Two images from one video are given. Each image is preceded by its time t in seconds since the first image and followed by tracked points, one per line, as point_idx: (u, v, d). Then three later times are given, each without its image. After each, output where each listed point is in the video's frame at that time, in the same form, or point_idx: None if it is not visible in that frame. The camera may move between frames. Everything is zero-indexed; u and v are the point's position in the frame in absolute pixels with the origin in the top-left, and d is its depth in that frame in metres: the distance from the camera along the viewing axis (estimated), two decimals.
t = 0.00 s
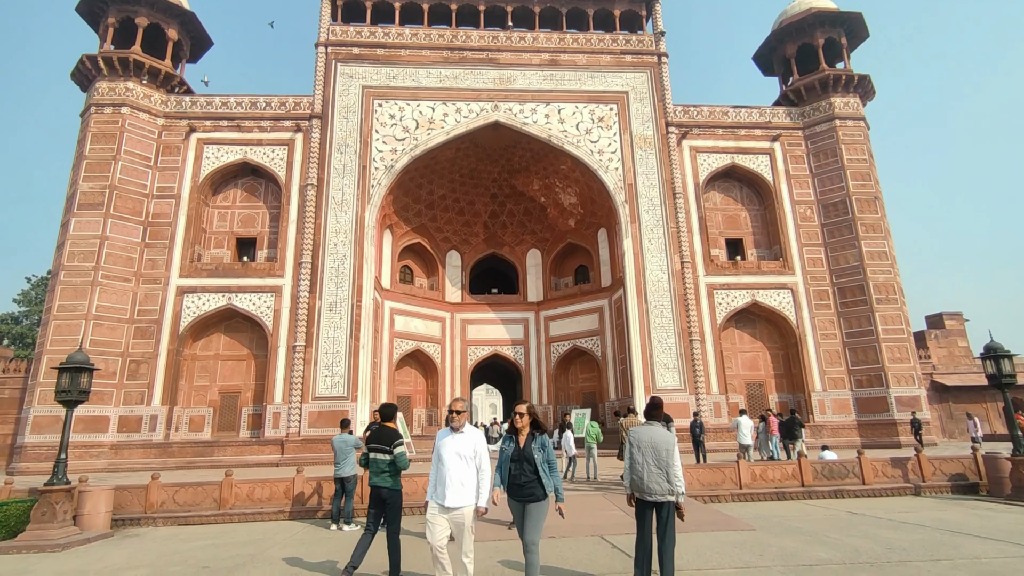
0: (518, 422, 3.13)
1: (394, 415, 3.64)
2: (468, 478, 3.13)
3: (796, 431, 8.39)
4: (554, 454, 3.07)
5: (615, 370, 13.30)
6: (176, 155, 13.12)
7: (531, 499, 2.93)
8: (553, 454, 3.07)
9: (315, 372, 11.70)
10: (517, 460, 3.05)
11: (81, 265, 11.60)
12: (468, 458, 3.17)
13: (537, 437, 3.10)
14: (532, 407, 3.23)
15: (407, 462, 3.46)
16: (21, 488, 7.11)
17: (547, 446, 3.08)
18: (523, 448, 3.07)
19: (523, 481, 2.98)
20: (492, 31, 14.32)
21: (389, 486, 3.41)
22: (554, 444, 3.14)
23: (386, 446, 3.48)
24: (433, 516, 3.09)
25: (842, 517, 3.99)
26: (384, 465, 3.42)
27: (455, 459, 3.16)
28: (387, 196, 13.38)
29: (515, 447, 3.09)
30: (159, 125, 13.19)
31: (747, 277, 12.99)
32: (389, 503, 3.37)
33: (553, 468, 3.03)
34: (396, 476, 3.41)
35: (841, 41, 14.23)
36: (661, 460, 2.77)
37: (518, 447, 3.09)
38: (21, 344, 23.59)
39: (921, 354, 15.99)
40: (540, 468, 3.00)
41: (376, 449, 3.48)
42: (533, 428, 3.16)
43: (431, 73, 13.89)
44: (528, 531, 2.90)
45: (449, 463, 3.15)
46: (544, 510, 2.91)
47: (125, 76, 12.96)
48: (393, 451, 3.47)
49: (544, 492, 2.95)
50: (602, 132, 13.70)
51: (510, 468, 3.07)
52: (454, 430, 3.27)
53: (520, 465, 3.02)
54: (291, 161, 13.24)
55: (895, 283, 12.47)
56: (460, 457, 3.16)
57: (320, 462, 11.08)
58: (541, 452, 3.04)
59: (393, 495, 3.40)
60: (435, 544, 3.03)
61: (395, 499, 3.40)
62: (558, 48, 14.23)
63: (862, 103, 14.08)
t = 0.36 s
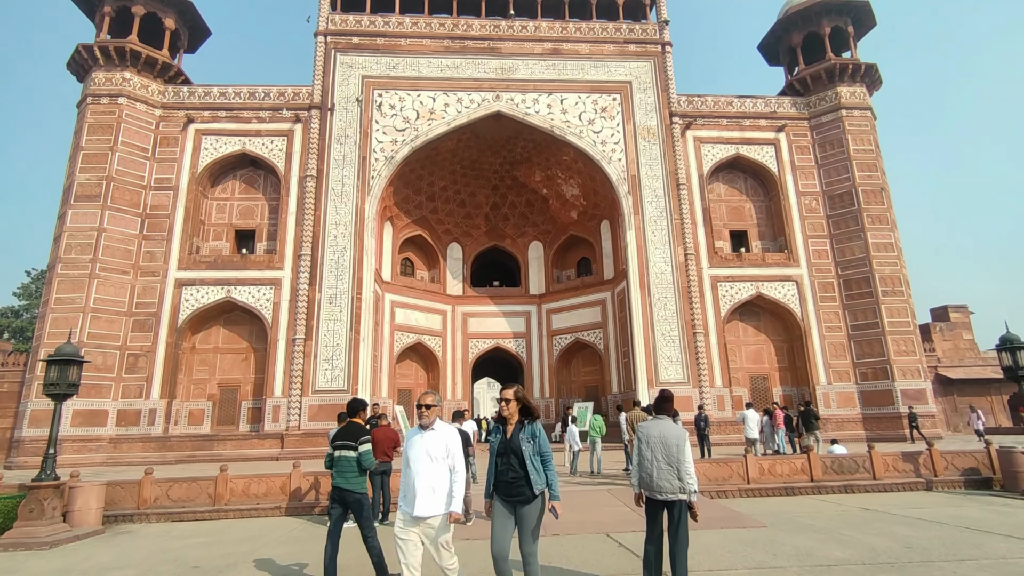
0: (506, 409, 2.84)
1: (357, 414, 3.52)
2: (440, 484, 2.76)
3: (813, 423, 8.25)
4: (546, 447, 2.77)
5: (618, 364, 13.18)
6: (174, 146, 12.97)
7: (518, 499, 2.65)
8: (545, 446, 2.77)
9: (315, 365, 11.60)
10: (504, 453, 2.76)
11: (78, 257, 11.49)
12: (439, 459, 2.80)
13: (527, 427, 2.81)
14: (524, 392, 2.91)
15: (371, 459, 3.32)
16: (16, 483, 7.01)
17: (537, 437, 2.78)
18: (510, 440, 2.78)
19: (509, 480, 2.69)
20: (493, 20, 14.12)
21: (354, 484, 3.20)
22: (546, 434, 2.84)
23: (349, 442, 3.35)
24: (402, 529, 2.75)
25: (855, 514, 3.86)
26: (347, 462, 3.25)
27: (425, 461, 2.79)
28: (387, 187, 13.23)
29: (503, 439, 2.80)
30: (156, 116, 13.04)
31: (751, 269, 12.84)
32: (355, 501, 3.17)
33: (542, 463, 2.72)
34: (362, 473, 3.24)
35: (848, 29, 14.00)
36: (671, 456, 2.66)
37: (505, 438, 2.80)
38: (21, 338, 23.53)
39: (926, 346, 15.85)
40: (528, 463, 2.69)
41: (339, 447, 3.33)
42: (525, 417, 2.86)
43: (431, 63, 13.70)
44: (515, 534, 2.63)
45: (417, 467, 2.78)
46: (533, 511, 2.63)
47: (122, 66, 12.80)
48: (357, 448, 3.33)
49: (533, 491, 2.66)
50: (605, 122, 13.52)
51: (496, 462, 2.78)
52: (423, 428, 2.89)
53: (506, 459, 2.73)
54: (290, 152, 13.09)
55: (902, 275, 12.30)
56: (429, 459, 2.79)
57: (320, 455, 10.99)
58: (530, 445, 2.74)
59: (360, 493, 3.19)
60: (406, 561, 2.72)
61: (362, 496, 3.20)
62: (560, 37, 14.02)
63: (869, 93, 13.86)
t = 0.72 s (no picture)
0: (468, 406, 2.34)
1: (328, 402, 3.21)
2: (402, 488, 2.42)
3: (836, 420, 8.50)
4: (518, 451, 2.26)
5: (624, 360, 13.04)
6: (176, 141, 12.89)
7: (482, 517, 2.19)
8: (516, 450, 2.26)
9: (318, 361, 11.51)
10: (467, 459, 2.29)
11: (80, 253, 11.42)
12: (401, 464, 2.46)
13: (495, 427, 2.32)
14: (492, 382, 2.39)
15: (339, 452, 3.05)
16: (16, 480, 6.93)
17: (507, 440, 2.28)
18: (475, 444, 2.30)
19: (472, 493, 2.22)
20: (496, 12, 13.95)
21: (322, 482, 3.01)
22: (520, 433, 2.33)
23: (316, 437, 3.10)
24: (359, 541, 2.44)
25: (872, 513, 3.71)
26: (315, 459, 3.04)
27: (384, 466, 2.44)
28: (390, 182, 13.11)
29: (467, 442, 2.33)
30: (158, 111, 12.96)
31: (759, 263, 12.65)
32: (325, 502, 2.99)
33: (510, 471, 2.22)
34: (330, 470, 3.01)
35: (858, 19, 13.76)
36: (679, 454, 2.52)
37: (470, 441, 2.33)
38: (28, 336, 23.58)
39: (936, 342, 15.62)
40: (493, 472, 2.21)
41: (306, 443, 3.10)
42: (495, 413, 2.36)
43: (434, 56, 13.55)
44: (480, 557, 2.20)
45: (374, 472, 2.43)
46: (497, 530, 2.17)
47: (123, 61, 12.71)
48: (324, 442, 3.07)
49: (500, 506, 2.19)
50: (610, 115, 13.35)
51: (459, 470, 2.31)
52: (380, 425, 2.53)
53: (470, 467, 2.27)
54: (292, 146, 12.99)
55: (913, 269, 12.09)
56: (387, 462, 2.45)
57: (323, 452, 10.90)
58: (497, 450, 2.25)
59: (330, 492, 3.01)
60: None
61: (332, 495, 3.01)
62: (564, 30, 13.85)
63: (879, 84, 13.62)
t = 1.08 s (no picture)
0: (426, 402, 2.08)
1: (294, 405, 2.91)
2: (338, 499, 2.06)
3: (857, 419, 8.35)
4: (482, 463, 2.02)
5: (630, 359, 12.87)
6: (178, 140, 12.82)
7: (436, 539, 1.94)
8: (481, 462, 2.02)
9: (321, 360, 11.41)
10: (421, 469, 2.02)
11: (82, 252, 11.36)
12: (341, 472, 2.09)
13: (458, 432, 2.06)
14: (455, 378, 2.13)
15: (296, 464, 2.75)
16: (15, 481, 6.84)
17: (471, 448, 2.03)
18: (432, 451, 2.03)
19: (424, 510, 1.95)
20: (500, 8, 13.80)
21: (279, 496, 2.75)
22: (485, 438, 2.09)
23: (277, 446, 2.80)
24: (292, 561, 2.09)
25: (890, 519, 3.55)
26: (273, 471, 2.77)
27: (321, 474, 2.09)
28: (393, 179, 12.98)
29: (422, 448, 2.07)
30: (160, 109, 12.88)
31: (767, 261, 12.46)
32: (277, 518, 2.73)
33: (470, 485, 1.99)
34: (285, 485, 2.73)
35: (867, 12, 13.53)
36: (693, 459, 2.37)
37: (426, 447, 2.07)
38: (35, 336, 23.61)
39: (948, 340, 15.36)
40: (452, 487, 1.96)
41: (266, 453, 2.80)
42: (459, 415, 2.12)
43: (437, 52, 13.43)
44: None
45: (307, 480, 2.09)
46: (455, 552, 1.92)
47: (125, 59, 12.65)
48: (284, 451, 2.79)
49: (461, 527, 1.93)
50: (615, 111, 13.18)
51: (411, 480, 2.04)
52: (324, 425, 2.21)
53: (425, 479, 2.00)
54: (294, 144, 12.90)
55: (924, 266, 11.87)
56: (323, 468, 2.10)
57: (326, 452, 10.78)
58: (458, 461, 2.00)
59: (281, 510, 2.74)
60: None
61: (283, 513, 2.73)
62: (568, 25, 13.69)
63: (889, 78, 13.38)
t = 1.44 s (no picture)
0: (353, 391, 1.70)
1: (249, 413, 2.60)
2: (216, 531, 1.66)
3: (886, 421, 8.13)
4: (415, 476, 1.60)
5: (637, 360, 12.66)
6: (180, 138, 12.71)
7: None
8: (414, 475, 1.60)
9: (323, 361, 11.26)
10: (338, 484, 1.63)
11: (83, 251, 11.26)
12: (217, 497, 1.68)
13: (387, 434, 1.66)
14: (389, 360, 1.74)
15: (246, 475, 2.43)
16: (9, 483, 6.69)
17: (400, 457, 1.61)
18: (351, 459, 1.64)
19: (338, 539, 1.56)
20: (505, 4, 13.63)
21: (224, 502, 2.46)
22: (427, 440, 1.67)
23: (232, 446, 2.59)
24: None
25: (917, 528, 3.34)
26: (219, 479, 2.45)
27: (193, 500, 1.68)
28: (397, 178, 12.84)
29: (343, 453, 1.69)
30: (162, 107, 12.78)
31: (778, 260, 12.23)
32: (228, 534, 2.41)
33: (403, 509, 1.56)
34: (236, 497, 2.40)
35: (879, 7, 13.27)
36: (716, 465, 2.18)
37: (348, 452, 1.68)
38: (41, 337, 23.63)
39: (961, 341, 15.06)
40: (374, 510, 1.55)
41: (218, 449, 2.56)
42: (393, 410, 1.72)
43: (441, 49, 13.28)
44: None
45: (177, 508, 1.69)
46: None
47: (127, 56, 12.56)
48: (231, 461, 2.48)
49: (387, 568, 1.50)
50: (622, 108, 12.99)
51: (330, 496, 1.67)
52: (208, 435, 1.82)
53: (343, 497, 1.61)
54: (298, 142, 12.77)
55: (939, 265, 11.60)
56: (196, 493, 1.69)
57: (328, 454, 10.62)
58: (381, 476, 1.58)
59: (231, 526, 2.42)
60: None
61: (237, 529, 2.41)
62: (575, 21, 13.50)
63: (901, 74, 13.12)
